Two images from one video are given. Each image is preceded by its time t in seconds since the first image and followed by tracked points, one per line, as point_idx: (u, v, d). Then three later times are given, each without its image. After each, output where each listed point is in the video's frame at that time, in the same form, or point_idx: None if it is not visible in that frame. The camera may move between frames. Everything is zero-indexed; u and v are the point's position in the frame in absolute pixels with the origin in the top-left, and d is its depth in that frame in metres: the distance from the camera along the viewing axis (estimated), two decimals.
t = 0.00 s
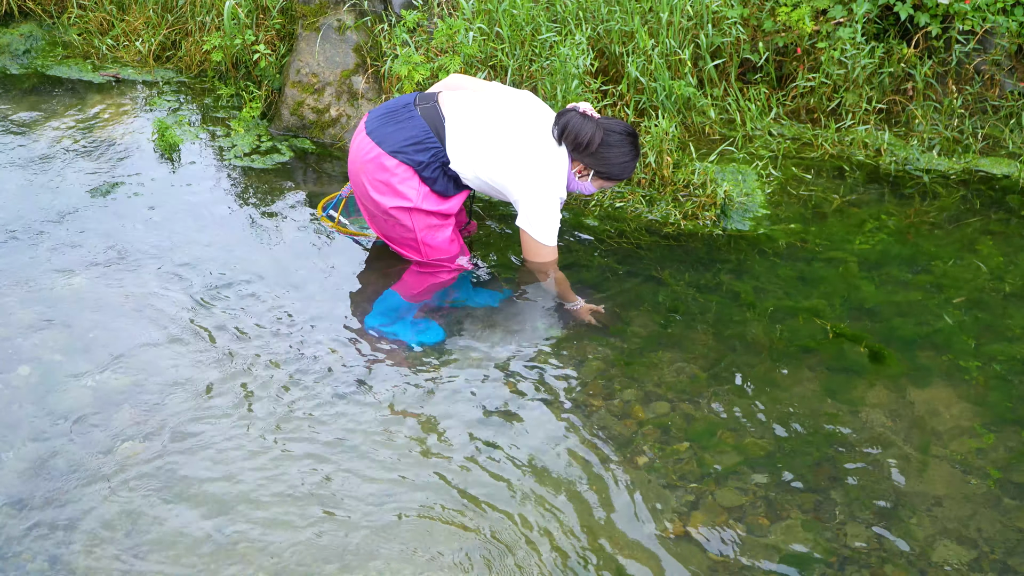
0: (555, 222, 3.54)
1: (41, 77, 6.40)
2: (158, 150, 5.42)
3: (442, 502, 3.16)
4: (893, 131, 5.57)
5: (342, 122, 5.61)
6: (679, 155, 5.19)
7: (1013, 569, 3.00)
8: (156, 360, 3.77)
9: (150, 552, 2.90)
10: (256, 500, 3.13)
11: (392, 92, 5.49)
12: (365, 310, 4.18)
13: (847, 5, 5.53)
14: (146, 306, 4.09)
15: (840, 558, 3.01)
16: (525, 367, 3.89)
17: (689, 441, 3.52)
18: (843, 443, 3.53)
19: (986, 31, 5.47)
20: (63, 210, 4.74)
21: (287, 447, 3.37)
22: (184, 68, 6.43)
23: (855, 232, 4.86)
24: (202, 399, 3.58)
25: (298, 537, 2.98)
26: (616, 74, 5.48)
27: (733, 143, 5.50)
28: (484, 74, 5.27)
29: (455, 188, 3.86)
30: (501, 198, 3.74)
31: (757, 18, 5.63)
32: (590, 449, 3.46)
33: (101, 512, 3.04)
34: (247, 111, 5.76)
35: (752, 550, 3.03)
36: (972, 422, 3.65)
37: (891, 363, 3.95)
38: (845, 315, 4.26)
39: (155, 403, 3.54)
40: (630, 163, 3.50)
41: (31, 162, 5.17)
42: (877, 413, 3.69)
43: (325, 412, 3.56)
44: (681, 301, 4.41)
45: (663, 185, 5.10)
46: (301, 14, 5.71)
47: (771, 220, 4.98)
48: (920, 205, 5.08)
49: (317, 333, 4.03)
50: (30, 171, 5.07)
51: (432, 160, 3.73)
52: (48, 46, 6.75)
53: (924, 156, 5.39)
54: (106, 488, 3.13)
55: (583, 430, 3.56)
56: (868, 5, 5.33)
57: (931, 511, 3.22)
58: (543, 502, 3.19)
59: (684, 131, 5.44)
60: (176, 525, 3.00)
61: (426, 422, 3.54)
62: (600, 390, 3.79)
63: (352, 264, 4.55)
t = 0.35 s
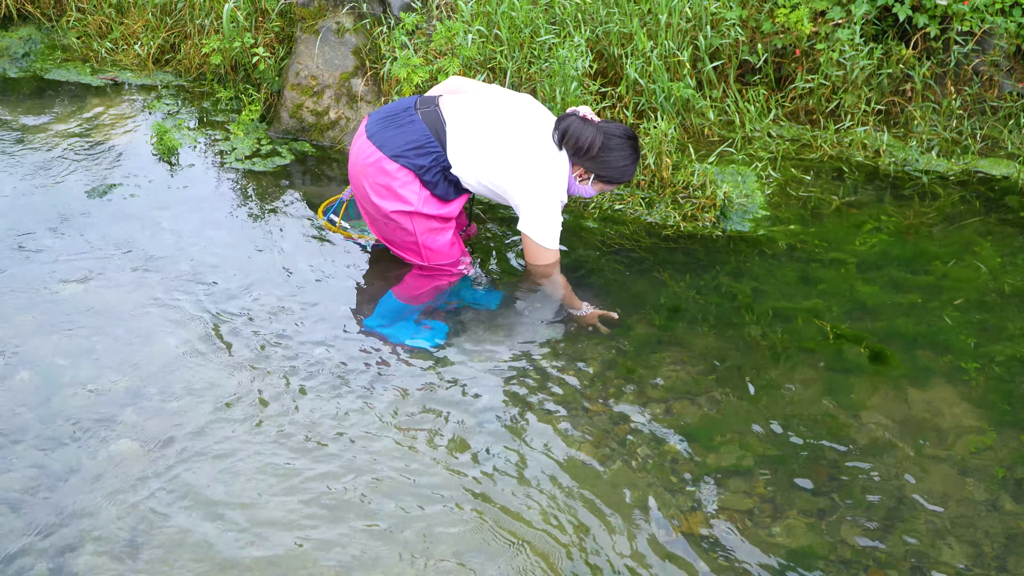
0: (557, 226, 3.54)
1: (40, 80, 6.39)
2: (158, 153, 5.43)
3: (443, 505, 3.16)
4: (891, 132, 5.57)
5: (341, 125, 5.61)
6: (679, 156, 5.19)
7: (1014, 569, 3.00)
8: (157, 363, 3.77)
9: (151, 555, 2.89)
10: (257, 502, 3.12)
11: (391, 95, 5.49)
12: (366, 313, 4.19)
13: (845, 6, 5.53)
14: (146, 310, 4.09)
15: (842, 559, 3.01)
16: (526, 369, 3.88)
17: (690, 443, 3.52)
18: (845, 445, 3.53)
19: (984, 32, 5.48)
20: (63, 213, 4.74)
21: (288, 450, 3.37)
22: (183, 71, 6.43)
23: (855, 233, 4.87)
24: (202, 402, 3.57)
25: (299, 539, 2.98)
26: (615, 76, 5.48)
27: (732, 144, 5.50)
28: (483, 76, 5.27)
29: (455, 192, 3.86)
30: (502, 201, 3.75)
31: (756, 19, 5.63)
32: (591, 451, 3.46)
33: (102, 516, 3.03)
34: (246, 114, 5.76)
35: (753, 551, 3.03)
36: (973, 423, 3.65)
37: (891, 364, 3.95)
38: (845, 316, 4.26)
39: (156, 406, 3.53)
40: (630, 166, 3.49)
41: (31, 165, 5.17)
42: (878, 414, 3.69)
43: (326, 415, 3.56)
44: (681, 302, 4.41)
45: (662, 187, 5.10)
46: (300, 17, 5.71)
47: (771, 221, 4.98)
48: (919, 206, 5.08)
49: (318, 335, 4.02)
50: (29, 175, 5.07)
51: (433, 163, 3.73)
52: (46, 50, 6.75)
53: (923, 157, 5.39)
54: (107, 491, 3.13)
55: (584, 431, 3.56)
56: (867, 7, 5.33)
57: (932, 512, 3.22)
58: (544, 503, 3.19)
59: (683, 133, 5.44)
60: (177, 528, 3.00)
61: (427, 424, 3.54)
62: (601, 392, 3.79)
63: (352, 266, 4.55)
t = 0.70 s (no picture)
0: (557, 227, 3.54)
1: (38, 84, 6.39)
2: (156, 157, 5.43)
3: (443, 506, 3.16)
4: (890, 134, 5.58)
5: (340, 128, 5.61)
6: (677, 159, 5.20)
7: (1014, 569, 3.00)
8: (156, 366, 3.77)
9: (150, 558, 2.89)
10: (257, 505, 3.12)
11: (390, 98, 5.49)
12: (365, 315, 4.19)
13: (843, 9, 5.53)
14: (145, 312, 4.08)
15: (842, 561, 3.01)
16: (526, 371, 3.88)
17: (690, 444, 3.52)
18: (844, 446, 3.53)
19: (982, 34, 5.48)
20: (62, 217, 4.74)
21: (287, 452, 3.37)
22: (181, 75, 6.43)
23: (853, 235, 4.87)
24: (202, 405, 3.57)
25: (298, 541, 2.98)
26: (613, 78, 5.48)
27: (730, 147, 5.50)
28: (481, 79, 5.28)
29: (454, 195, 3.87)
30: (502, 204, 3.75)
31: (754, 22, 5.64)
32: (590, 453, 3.46)
33: (101, 519, 3.03)
34: (245, 117, 5.77)
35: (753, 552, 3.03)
36: (972, 424, 3.65)
37: (890, 366, 3.95)
38: (844, 318, 4.26)
39: (155, 409, 3.53)
40: (630, 165, 3.50)
41: (29, 169, 5.17)
42: (877, 416, 3.69)
43: (325, 417, 3.56)
44: (680, 304, 4.41)
45: (661, 189, 5.10)
46: (298, 20, 5.70)
47: (769, 224, 4.99)
48: (918, 208, 5.08)
49: (317, 338, 4.02)
50: (28, 179, 5.07)
51: (433, 166, 3.73)
52: (44, 53, 6.74)
53: (921, 159, 5.40)
54: (106, 495, 3.13)
55: (583, 433, 3.56)
56: (865, 9, 5.33)
57: (931, 513, 3.22)
58: (544, 504, 3.19)
59: (682, 135, 5.44)
60: (176, 531, 3.00)
61: (426, 427, 3.54)
62: (601, 394, 3.79)
63: (352, 269, 4.55)
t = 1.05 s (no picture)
0: (553, 230, 3.54)
1: (36, 87, 6.40)
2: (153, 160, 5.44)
3: (441, 508, 3.16)
4: (887, 136, 5.58)
5: (337, 130, 5.61)
6: (675, 161, 5.20)
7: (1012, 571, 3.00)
8: (154, 369, 3.77)
9: (147, 562, 2.88)
10: (255, 508, 3.12)
11: (388, 100, 5.49)
12: (363, 318, 4.19)
13: (842, 10, 5.52)
14: (143, 315, 4.09)
15: (839, 563, 3.01)
16: (524, 374, 3.88)
17: (688, 447, 3.52)
18: (842, 448, 3.53)
19: (980, 36, 5.49)
20: (60, 220, 4.74)
21: (285, 455, 3.36)
22: (179, 78, 6.44)
23: (851, 237, 4.87)
24: (200, 407, 3.57)
25: (296, 544, 2.98)
26: (611, 81, 5.48)
27: (728, 149, 5.50)
28: (479, 81, 5.28)
29: (450, 198, 3.87)
30: (498, 207, 3.75)
31: (751, 24, 5.64)
32: (588, 455, 3.46)
33: (98, 523, 3.02)
34: (242, 120, 5.78)
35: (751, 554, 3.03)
36: (970, 426, 3.65)
37: (889, 368, 3.95)
38: (842, 321, 4.26)
39: (153, 412, 3.53)
40: (626, 168, 3.50)
41: (26, 172, 5.17)
42: (876, 418, 3.69)
43: (323, 420, 3.56)
44: (679, 307, 4.41)
45: (659, 192, 5.10)
46: (295, 22, 5.66)
47: (767, 226, 4.99)
48: (916, 210, 5.08)
49: (315, 340, 4.03)
50: (26, 182, 5.07)
51: (427, 169, 3.74)
52: (42, 56, 6.75)
53: (919, 161, 5.40)
54: (104, 499, 3.12)
55: (582, 436, 3.56)
56: (863, 11, 5.32)
57: (929, 515, 3.22)
58: (541, 507, 3.19)
59: (680, 137, 5.44)
60: (173, 534, 3.00)
61: (423, 430, 3.53)
62: (598, 397, 3.78)
63: (350, 272, 4.55)
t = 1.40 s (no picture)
0: (548, 234, 3.54)
1: (33, 90, 6.39)
2: (150, 162, 5.44)
3: (438, 511, 3.16)
4: (885, 138, 5.59)
5: (335, 133, 5.61)
6: (672, 163, 5.20)
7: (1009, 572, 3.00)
8: (151, 372, 3.77)
9: (145, 565, 2.88)
10: (253, 511, 3.12)
11: (385, 102, 5.49)
12: (360, 321, 4.20)
13: (838, 12, 5.53)
14: (140, 318, 4.08)
15: (836, 565, 3.01)
16: (521, 377, 3.88)
17: (685, 449, 3.52)
18: (838, 450, 3.53)
19: (977, 38, 5.50)
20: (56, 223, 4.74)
21: (283, 458, 3.36)
22: (176, 80, 6.44)
23: (849, 239, 4.87)
24: (197, 410, 3.57)
25: (294, 548, 2.98)
26: (608, 83, 5.48)
27: (726, 151, 5.50)
28: (476, 84, 5.27)
29: (444, 201, 3.86)
30: (494, 211, 3.75)
31: (749, 26, 5.64)
32: (586, 457, 3.46)
33: (95, 526, 3.02)
34: (240, 123, 5.78)
35: (749, 556, 3.03)
36: (967, 427, 3.66)
37: (886, 370, 3.95)
38: (839, 323, 4.26)
39: (150, 415, 3.53)
40: (620, 173, 3.49)
41: (23, 175, 5.17)
42: (873, 420, 3.69)
43: (321, 423, 3.56)
44: (677, 309, 4.41)
45: (657, 194, 5.11)
46: (293, 25, 5.67)
47: (765, 227, 4.99)
48: (913, 211, 5.09)
49: (312, 343, 4.03)
50: (22, 185, 5.07)
51: (422, 173, 3.74)
52: (39, 59, 6.75)
53: (916, 163, 5.41)
54: (101, 502, 3.12)
55: (579, 439, 3.56)
56: (860, 12, 5.33)
57: (926, 517, 3.22)
58: (539, 509, 3.20)
59: (678, 139, 5.45)
60: (170, 537, 2.99)
61: (419, 433, 3.54)
62: (595, 399, 3.79)
63: (347, 275, 4.55)
